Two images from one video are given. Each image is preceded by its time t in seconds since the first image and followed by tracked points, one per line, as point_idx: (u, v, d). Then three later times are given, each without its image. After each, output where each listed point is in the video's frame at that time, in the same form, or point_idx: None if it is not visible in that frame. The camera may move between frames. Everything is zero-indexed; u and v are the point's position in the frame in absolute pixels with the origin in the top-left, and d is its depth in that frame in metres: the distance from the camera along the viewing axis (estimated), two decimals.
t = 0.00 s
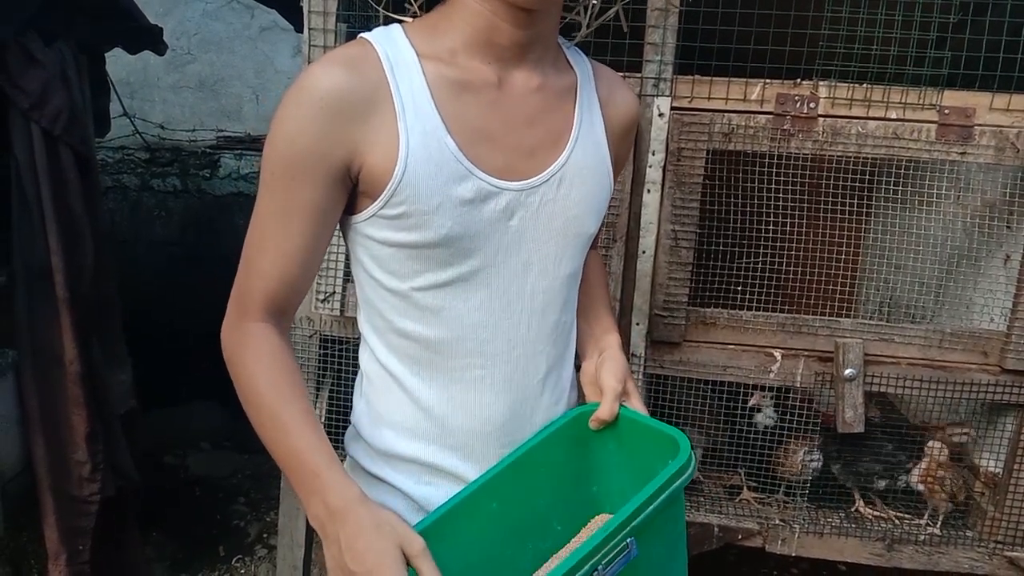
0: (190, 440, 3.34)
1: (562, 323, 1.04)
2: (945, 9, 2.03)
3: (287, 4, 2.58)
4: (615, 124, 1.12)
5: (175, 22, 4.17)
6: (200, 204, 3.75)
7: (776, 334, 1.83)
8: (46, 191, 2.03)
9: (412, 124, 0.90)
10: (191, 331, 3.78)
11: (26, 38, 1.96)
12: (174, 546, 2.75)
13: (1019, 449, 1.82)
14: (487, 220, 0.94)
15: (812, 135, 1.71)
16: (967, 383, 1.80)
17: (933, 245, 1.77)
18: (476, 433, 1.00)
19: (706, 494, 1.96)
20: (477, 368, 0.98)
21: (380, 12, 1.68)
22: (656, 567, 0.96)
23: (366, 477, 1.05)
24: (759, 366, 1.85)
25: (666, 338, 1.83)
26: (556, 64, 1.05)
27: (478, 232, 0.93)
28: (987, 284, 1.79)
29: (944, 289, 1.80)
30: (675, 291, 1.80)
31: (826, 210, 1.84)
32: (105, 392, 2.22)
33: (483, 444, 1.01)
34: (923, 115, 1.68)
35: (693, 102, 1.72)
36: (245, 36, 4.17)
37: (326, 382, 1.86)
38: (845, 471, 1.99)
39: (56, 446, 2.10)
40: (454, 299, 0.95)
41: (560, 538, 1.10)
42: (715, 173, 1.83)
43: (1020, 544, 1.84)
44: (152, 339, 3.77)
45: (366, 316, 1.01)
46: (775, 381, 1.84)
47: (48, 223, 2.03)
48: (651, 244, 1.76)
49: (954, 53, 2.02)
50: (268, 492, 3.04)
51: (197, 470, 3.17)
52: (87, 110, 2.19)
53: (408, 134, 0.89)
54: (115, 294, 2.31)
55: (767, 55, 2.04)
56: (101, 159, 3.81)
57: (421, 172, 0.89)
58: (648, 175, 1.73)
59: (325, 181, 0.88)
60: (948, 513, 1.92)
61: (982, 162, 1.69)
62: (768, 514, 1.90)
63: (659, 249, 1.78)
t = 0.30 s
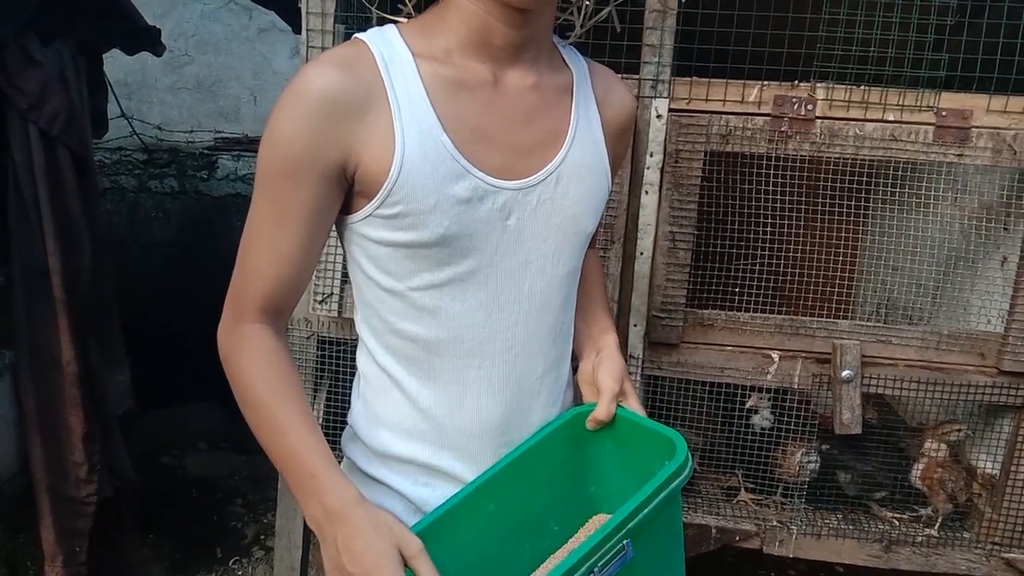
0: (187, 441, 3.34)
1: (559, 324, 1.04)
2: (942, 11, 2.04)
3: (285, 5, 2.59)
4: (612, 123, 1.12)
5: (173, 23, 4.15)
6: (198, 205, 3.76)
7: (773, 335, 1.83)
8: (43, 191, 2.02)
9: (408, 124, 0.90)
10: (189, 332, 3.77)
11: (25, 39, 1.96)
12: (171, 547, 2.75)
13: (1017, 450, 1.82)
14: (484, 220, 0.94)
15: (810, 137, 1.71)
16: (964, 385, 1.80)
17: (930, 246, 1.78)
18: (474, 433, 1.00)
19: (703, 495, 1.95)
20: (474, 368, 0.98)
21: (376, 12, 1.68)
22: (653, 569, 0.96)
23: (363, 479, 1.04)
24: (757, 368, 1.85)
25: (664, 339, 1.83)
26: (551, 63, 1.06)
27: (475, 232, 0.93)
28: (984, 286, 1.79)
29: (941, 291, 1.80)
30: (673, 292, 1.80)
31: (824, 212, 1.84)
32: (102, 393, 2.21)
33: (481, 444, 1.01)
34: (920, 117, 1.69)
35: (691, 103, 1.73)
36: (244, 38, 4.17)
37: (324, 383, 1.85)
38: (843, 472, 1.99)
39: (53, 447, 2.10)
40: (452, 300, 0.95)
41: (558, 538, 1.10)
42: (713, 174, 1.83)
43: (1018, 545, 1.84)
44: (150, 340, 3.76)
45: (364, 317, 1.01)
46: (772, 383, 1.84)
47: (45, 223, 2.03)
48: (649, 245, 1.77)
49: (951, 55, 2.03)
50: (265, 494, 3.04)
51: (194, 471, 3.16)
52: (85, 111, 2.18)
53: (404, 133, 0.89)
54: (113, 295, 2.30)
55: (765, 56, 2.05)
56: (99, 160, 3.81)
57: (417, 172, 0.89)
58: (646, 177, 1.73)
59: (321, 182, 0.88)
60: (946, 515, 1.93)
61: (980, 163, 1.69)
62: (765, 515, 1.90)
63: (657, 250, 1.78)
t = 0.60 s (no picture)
0: (186, 442, 3.35)
1: (558, 327, 1.04)
2: (941, 14, 2.04)
3: (285, 6, 2.59)
4: (610, 125, 1.12)
5: (172, 24, 4.16)
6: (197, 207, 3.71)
7: (772, 338, 1.84)
8: (42, 192, 2.02)
9: (405, 127, 0.90)
10: (188, 333, 3.77)
11: (24, 40, 1.96)
12: (170, 548, 2.75)
13: (1015, 453, 1.82)
14: (481, 223, 0.94)
15: (809, 139, 1.71)
16: (963, 387, 1.81)
17: (929, 249, 1.78)
18: (472, 436, 1.00)
19: (702, 498, 1.96)
20: (472, 371, 0.98)
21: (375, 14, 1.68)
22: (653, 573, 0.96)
23: (362, 482, 1.04)
24: (756, 370, 1.85)
25: (662, 342, 1.83)
26: (549, 64, 1.06)
27: (472, 235, 0.93)
28: (982, 288, 1.79)
29: (940, 293, 1.80)
30: (672, 294, 1.80)
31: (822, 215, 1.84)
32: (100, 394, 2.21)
33: (479, 448, 1.01)
34: (919, 120, 1.69)
35: (690, 106, 1.73)
36: (243, 39, 4.17)
37: (323, 385, 1.85)
38: (841, 475, 1.99)
39: (51, 449, 2.09)
40: (450, 303, 0.95)
41: (557, 542, 1.10)
42: (712, 177, 1.83)
43: (1015, 548, 1.85)
44: (148, 341, 3.76)
45: (362, 320, 1.01)
46: (771, 385, 1.84)
47: (44, 225, 2.03)
48: (648, 248, 1.77)
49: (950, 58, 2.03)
50: (263, 495, 3.04)
51: (193, 473, 3.16)
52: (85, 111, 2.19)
53: (401, 136, 0.89)
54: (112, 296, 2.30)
55: (764, 59, 2.05)
56: (98, 160, 3.81)
57: (414, 175, 0.89)
58: (645, 179, 1.74)
59: (318, 186, 0.88)
60: (943, 517, 1.93)
61: (978, 166, 1.69)
62: (764, 517, 1.90)
63: (655, 252, 1.78)
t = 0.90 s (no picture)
0: (183, 442, 3.35)
1: (556, 325, 1.04)
2: (938, 14, 2.04)
3: (282, 6, 2.58)
4: (608, 123, 1.12)
5: (169, 23, 4.15)
6: (193, 205, 3.70)
7: (769, 337, 1.84)
8: (38, 191, 2.02)
9: (402, 125, 0.89)
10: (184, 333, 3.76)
11: (20, 38, 1.96)
12: (166, 548, 2.74)
13: (1012, 452, 1.82)
14: (478, 221, 0.93)
15: (806, 139, 1.71)
16: (960, 386, 1.81)
17: (926, 249, 1.78)
18: (470, 435, 1.00)
19: (699, 497, 1.95)
20: (469, 370, 0.98)
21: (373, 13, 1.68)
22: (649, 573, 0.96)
23: (359, 482, 1.04)
24: (753, 369, 1.85)
25: (660, 341, 1.83)
26: (547, 62, 1.05)
27: (469, 233, 0.93)
28: (979, 288, 1.80)
29: (937, 293, 1.80)
30: (669, 293, 1.79)
31: (820, 214, 1.84)
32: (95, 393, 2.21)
33: (476, 447, 1.01)
34: (916, 119, 1.69)
35: (688, 105, 1.73)
36: (239, 38, 4.17)
37: (320, 384, 1.85)
38: (837, 474, 1.99)
39: (47, 448, 2.09)
40: (447, 302, 0.95)
41: (553, 542, 1.10)
42: (710, 176, 1.83)
43: (1011, 547, 1.85)
44: (145, 340, 3.75)
45: (358, 318, 1.01)
46: (768, 384, 1.84)
47: (40, 224, 2.02)
48: (645, 247, 1.76)
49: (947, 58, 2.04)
50: (259, 495, 3.03)
51: (190, 472, 3.16)
52: (81, 110, 2.18)
53: (398, 134, 0.89)
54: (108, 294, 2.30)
55: (761, 59, 2.05)
56: (94, 159, 3.80)
57: (411, 173, 0.89)
58: (643, 178, 1.74)
59: (315, 184, 0.88)
60: (939, 517, 1.94)
61: (975, 166, 1.70)
62: (761, 517, 1.90)
63: (653, 251, 1.77)
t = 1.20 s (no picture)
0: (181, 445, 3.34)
1: (551, 328, 1.04)
2: (936, 17, 2.04)
3: (280, 8, 2.59)
4: (604, 126, 1.12)
5: (167, 25, 4.15)
6: (190, 207, 3.84)
7: (766, 340, 1.84)
8: (36, 194, 2.02)
9: (396, 128, 0.90)
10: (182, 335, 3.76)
11: (18, 41, 1.96)
12: (164, 551, 2.74)
13: (1009, 455, 1.83)
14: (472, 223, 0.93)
15: (804, 142, 1.71)
16: (957, 389, 1.81)
17: (923, 252, 1.77)
18: (465, 438, 1.00)
19: (697, 500, 1.95)
20: (463, 372, 0.98)
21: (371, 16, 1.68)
22: None
23: (351, 483, 1.03)
24: (751, 372, 1.85)
25: (658, 344, 1.83)
26: (543, 67, 1.06)
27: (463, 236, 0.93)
28: (977, 291, 1.80)
29: (934, 295, 1.80)
30: (667, 297, 1.79)
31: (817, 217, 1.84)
32: (93, 397, 2.20)
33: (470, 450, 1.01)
34: (913, 122, 1.69)
35: (685, 108, 1.73)
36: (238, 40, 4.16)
37: (318, 388, 1.85)
38: (833, 476, 1.99)
39: (44, 451, 2.09)
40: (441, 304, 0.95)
41: (550, 546, 1.10)
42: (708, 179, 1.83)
43: (1009, 549, 1.86)
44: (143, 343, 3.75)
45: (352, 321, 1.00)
46: (766, 388, 1.84)
47: (38, 227, 2.02)
48: (643, 250, 1.77)
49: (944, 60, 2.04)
50: (258, 498, 3.03)
51: (188, 475, 3.16)
52: (79, 113, 2.18)
53: (392, 137, 0.89)
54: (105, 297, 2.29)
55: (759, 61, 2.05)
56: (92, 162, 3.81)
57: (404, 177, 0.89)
58: (640, 181, 1.74)
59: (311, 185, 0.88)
60: (937, 520, 1.93)
61: (973, 169, 1.70)
62: (760, 520, 1.90)
63: (651, 254, 1.77)
